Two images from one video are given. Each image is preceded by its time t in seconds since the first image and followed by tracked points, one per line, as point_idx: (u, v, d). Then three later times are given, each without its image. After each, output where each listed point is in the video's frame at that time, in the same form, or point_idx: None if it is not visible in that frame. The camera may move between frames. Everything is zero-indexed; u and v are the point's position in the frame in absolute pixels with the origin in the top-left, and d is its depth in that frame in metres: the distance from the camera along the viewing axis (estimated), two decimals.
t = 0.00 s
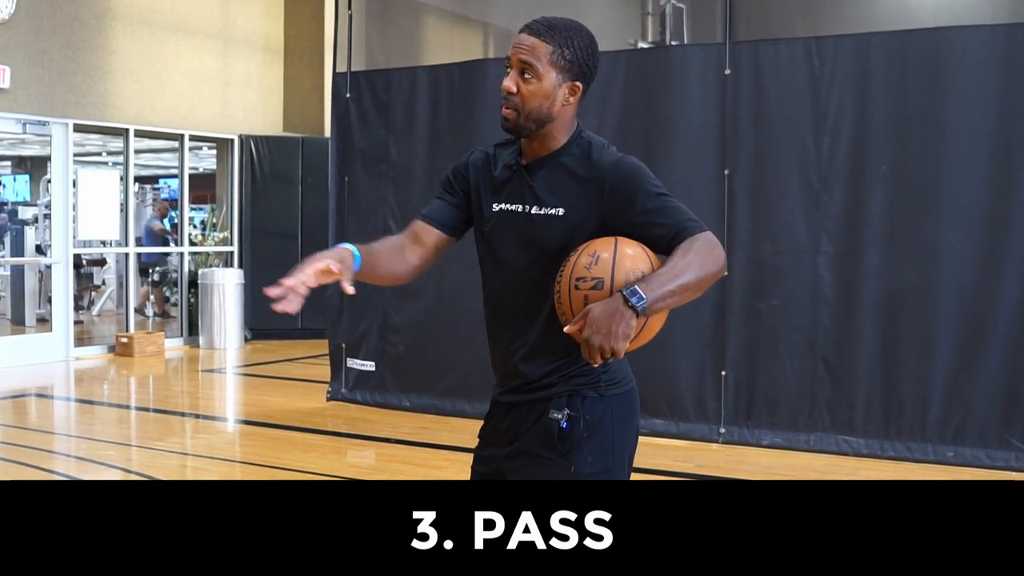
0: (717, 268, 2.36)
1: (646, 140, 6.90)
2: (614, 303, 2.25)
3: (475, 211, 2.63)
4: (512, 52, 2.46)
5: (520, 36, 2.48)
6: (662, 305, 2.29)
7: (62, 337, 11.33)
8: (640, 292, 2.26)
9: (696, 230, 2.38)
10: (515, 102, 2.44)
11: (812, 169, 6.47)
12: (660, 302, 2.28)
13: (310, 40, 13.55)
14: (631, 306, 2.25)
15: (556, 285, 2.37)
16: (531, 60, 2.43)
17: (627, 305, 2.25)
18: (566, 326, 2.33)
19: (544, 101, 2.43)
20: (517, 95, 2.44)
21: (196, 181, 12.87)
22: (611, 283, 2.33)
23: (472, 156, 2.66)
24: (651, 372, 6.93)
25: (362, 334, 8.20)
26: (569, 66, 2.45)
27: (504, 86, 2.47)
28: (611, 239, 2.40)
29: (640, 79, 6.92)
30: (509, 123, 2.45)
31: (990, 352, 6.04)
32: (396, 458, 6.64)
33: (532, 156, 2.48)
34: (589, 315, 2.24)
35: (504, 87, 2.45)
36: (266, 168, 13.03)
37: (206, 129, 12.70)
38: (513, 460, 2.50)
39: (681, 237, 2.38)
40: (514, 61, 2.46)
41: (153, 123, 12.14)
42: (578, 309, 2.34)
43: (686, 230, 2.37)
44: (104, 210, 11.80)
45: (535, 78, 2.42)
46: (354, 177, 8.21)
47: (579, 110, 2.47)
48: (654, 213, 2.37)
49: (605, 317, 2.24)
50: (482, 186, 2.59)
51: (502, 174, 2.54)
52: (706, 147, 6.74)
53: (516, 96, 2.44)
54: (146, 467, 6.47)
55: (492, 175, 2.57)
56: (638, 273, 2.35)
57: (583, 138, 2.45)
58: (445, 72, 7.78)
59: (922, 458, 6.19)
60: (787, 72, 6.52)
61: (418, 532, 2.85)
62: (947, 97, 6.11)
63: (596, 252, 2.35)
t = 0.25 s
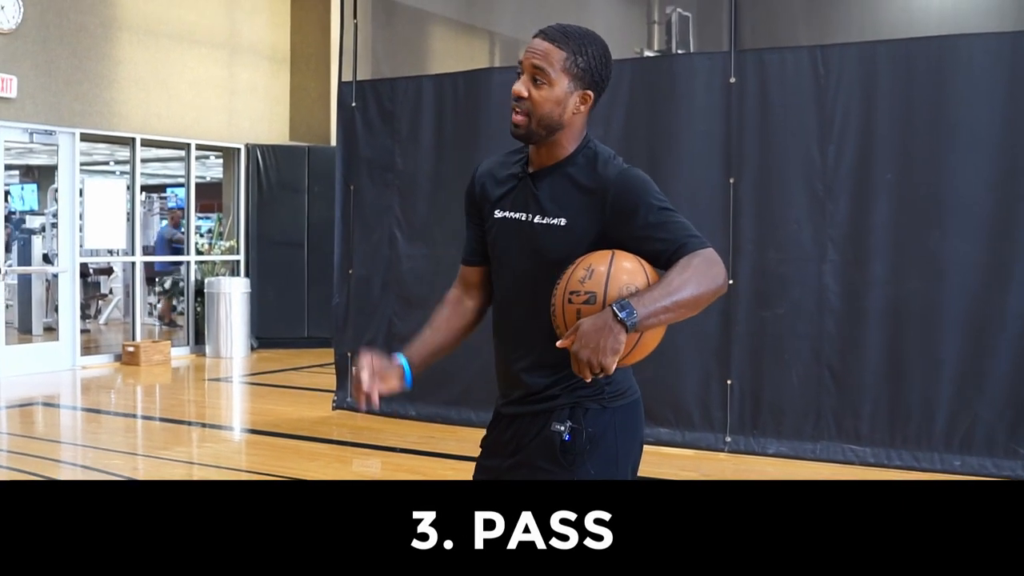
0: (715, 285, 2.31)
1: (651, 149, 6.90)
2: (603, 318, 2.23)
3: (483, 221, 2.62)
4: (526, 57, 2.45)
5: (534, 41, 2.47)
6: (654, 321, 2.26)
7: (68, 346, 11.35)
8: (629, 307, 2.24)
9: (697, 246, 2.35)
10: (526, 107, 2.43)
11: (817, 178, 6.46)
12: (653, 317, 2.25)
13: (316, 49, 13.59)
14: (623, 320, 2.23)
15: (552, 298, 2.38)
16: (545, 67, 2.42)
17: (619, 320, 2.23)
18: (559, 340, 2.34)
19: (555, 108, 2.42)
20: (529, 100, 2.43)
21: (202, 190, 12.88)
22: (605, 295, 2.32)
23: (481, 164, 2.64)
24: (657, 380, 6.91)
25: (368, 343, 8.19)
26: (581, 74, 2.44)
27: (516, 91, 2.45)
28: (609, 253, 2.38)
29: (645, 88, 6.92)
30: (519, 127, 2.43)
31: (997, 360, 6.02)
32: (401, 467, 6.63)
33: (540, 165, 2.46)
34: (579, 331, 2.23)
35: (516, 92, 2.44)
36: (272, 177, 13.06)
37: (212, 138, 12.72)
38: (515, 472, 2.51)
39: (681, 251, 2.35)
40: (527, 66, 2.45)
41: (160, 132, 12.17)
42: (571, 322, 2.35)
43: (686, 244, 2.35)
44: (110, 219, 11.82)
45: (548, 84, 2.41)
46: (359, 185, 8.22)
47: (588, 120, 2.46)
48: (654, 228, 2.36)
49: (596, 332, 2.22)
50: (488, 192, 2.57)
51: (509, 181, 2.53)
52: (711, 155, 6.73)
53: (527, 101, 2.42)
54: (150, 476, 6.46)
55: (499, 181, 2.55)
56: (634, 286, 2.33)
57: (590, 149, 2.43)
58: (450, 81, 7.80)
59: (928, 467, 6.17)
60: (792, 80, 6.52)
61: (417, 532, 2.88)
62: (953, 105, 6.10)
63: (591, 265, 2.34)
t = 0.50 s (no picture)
0: (703, 290, 2.29)
1: (651, 155, 6.89)
2: (587, 323, 2.22)
3: (479, 225, 2.60)
4: (544, 63, 2.39)
5: (548, 46, 2.40)
6: (639, 326, 2.24)
7: (68, 352, 11.34)
8: (612, 312, 2.22)
9: (690, 254, 2.33)
10: (549, 117, 2.37)
11: (818, 183, 6.45)
12: (636, 323, 2.23)
13: (317, 55, 13.60)
14: (607, 324, 2.22)
15: (541, 304, 2.36)
16: (569, 75, 2.37)
17: (603, 324, 2.22)
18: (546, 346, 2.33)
19: (574, 116, 2.40)
20: (550, 109, 2.38)
21: (203, 196, 12.88)
22: (590, 301, 2.28)
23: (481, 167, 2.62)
24: (656, 385, 6.90)
25: (367, 349, 8.18)
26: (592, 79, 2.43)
27: (535, 99, 2.38)
28: (596, 257, 2.33)
29: (645, 94, 6.91)
30: (542, 137, 2.38)
31: (998, 366, 6.01)
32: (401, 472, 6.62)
33: (535, 169, 2.44)
34: (564, 335, 2.24)
35: (537, 101, 2.37)
36: (274, 182, 13.06)
37: (213, 144, 12.72)
38: (511, 476, 2.52)
39: (671, 258, 2.32)
40: (546, 72, 2.38)
41: (161, 138, 12.17)
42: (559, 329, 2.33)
43: (679, 250, 2.33)
44: (111, 225, 11.81)
45: (574, 93, 2.38)
46: (360, 191, 8.21)
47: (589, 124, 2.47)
48: (643, 233, 2.32)
49: (581, 336, 2.22)
50: (484, 195, 2.56)
51: (504, 185, 2.51)
52: (711, 160, 6.73)
53: (551, 110, 2.37)
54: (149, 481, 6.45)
55: (495, 184, 2.54)
56: (617, 291, 2.28)
57: (587, 149, 2.40)
58: (451, 87, 7.80)
59: (929, 473, 6.15)
60: (793, 86, 6.52)
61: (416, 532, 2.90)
62: (954, 111, 6.10)
63: (578, 270, 2.31)
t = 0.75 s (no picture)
0: (674, 291, 2.28)
1: (641, 157, 6.90)
2: (553, 326, 2.22)
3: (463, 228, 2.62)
4: (517, 68, 2.40)
5: (521, 50, 2.41)
6: (607, 328, 2.23)
7: (58, 354, 11.31)
8: (578, 315, 2.22)
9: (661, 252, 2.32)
10: (524, 121, 2.39)
11: (807, 186, 6.47)
12: (604, 325, 2.23)
13: (307, 57, 13.59)
14: (573, 328, 2.21)
15: (516, 305, 2.39)
16: (542, 79, 2.38)
17: (569, 328, 2.21)
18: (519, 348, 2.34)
19: (549, 119, 2.41)
20: (525, 113, 2.39)
21: (193, 198, 12.86)
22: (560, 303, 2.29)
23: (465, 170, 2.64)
24: (646, 387, 6.90)
25: (357, 351, 8.17)
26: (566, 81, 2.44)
27: (510, 104, 2.40)
28: (567, 261, 2.35)
29: (635, 96, 6.92)
30: (518, 142, 2.40)
31: (987, 368, 6.03)
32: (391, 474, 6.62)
33: (515, 172, 2.46)
34: (532, 339, 2.24)
35: (512, 106, 2.38)
36: (264, 185, 13.06)
37: (203, 146, 12.70)
38: (492, 478, 2.51)
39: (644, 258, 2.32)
40: (519, 78, 2.40)
41: (151, 141, 12.15)
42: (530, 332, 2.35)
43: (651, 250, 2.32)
44: (101, 228, 11.79)
45: (547, 97, 2.39)
46: (350, 193, 8.21)
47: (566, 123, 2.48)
48: (618, 234, 2.32)
49: (547, 341, 2.22)
50: (467, 198, 2.58)
51: (485, 188, 2.53)
52: (702, 163, 6.74)
53: (526, 115, 2.39)
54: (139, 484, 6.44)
55: (476, 187, 2.55)
56: (586, 292, 2.29)
57: (564, 153, 2.41)
58: (441, 89, 7.80)
59: (918, 474, 6.17)
60: (782, 87, 6.53)
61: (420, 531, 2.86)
62: (942, 113, 6.12)
63: (549, 273, 2.33)
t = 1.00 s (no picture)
0: (663, 286, 2.29)
1: (640, 159, 6.90)
2: (541, 322, 2.23)
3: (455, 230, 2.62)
4: (499, 69, 2.42)
5: (503, 52, 2.44)
6: (595, 323, 2.25)
7: (58, 356, 11.31)
8: (566, 310, 2.23)
9: (650, 246, 2.34)
10: (508, 122, 2.41)
11: (805, 187, 6.48)
12: (593, 320, 2.24)
13: (306, 58, 13.61)
14: (561, 323, 2.22)
15: (506, 305, 2.40)
16: (525, 79, 2.41)
17: (557, 324, 2.22)
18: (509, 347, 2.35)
19: (533, 119, 2.43)
20: (508, 114, 2.41)
21: (192, 200, 12.86)
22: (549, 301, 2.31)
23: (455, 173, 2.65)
24: (645, 389, 6.91)
25: (356, 352, 8.18)
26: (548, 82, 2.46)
27: (493, 105, 2.42)
28: (557, 258, 2.37)
29: (633, 98, 6.93)
30: (502, 143, 2.41)
31: (985, 368, 6.04)
32: (391, 476, 6.63)
33: (505, 174, 2.46)
34: (521, 336, 2.25)
35: (496, 107, 2.41)
36: (263, 186, 13.07)
37: (202, 147, 12.71)
38: (486, 479, 2.51)
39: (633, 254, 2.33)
40: (503, 79, 2.42)
41: (150, 143, 12.16)
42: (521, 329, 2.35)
43: (640, 245, 2.33)
44: (100, 229, 11.79)
45: (530, 96, 2.41)
46: (348, 195, 8.22)
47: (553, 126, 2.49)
48: (607, 231, 2.34)
49: (535, 337, 2.23)
50: (457, 200, 2.58)
51: (476, 190, 2.54)
52: (700, 164, 6.74)
53: (510, 116, 2.41)
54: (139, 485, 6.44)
55: (466, 189, 2.56)
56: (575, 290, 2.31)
57: (552, 152, 2.42)
58: (439, 91, 7.80)
59: (917, 475, 6.17)
60: (780, 89, 6.54)
61: (418, 531, 2.88)
62: (941, 115, 6.12)
63: (538, 271, 2.34)
